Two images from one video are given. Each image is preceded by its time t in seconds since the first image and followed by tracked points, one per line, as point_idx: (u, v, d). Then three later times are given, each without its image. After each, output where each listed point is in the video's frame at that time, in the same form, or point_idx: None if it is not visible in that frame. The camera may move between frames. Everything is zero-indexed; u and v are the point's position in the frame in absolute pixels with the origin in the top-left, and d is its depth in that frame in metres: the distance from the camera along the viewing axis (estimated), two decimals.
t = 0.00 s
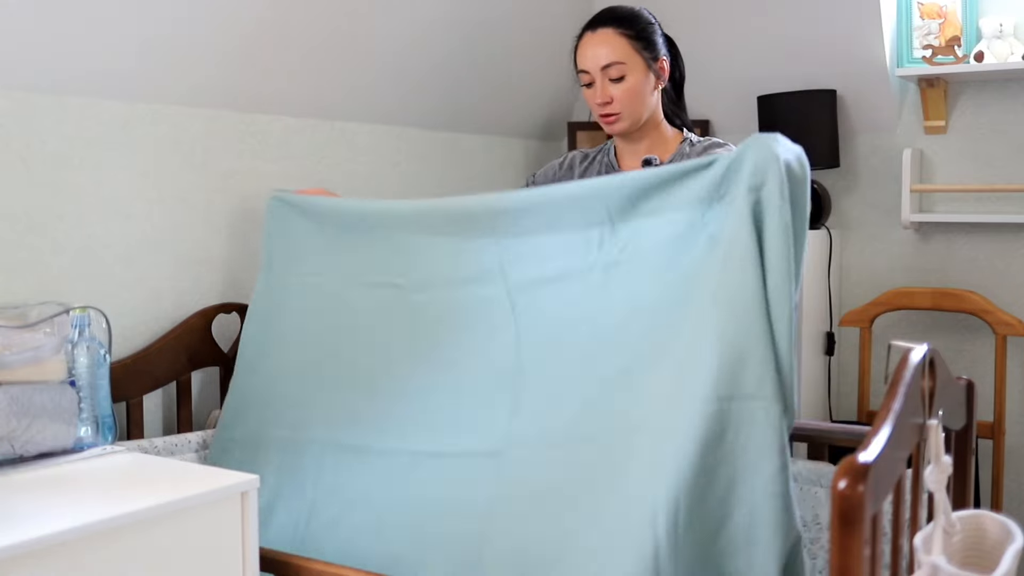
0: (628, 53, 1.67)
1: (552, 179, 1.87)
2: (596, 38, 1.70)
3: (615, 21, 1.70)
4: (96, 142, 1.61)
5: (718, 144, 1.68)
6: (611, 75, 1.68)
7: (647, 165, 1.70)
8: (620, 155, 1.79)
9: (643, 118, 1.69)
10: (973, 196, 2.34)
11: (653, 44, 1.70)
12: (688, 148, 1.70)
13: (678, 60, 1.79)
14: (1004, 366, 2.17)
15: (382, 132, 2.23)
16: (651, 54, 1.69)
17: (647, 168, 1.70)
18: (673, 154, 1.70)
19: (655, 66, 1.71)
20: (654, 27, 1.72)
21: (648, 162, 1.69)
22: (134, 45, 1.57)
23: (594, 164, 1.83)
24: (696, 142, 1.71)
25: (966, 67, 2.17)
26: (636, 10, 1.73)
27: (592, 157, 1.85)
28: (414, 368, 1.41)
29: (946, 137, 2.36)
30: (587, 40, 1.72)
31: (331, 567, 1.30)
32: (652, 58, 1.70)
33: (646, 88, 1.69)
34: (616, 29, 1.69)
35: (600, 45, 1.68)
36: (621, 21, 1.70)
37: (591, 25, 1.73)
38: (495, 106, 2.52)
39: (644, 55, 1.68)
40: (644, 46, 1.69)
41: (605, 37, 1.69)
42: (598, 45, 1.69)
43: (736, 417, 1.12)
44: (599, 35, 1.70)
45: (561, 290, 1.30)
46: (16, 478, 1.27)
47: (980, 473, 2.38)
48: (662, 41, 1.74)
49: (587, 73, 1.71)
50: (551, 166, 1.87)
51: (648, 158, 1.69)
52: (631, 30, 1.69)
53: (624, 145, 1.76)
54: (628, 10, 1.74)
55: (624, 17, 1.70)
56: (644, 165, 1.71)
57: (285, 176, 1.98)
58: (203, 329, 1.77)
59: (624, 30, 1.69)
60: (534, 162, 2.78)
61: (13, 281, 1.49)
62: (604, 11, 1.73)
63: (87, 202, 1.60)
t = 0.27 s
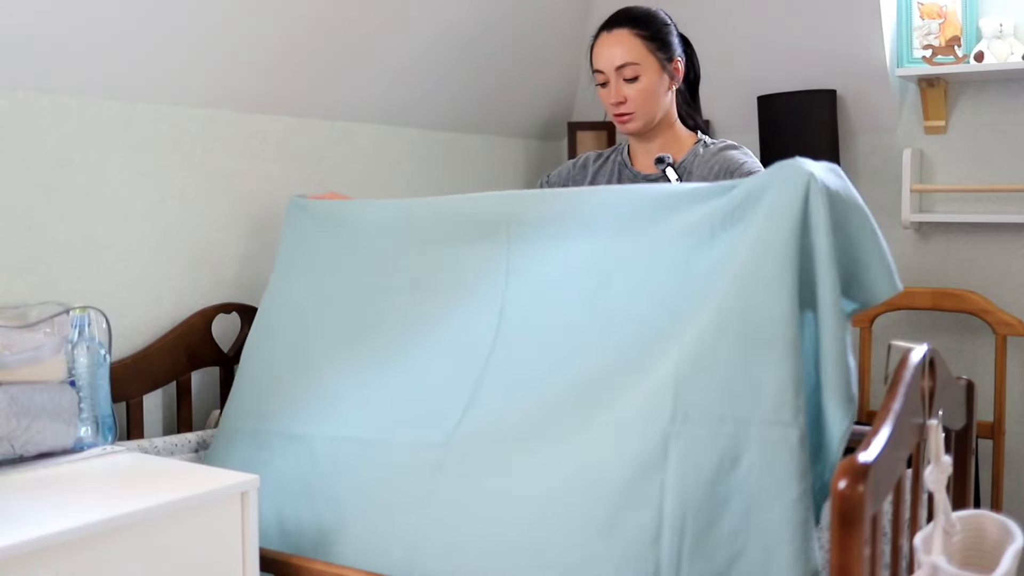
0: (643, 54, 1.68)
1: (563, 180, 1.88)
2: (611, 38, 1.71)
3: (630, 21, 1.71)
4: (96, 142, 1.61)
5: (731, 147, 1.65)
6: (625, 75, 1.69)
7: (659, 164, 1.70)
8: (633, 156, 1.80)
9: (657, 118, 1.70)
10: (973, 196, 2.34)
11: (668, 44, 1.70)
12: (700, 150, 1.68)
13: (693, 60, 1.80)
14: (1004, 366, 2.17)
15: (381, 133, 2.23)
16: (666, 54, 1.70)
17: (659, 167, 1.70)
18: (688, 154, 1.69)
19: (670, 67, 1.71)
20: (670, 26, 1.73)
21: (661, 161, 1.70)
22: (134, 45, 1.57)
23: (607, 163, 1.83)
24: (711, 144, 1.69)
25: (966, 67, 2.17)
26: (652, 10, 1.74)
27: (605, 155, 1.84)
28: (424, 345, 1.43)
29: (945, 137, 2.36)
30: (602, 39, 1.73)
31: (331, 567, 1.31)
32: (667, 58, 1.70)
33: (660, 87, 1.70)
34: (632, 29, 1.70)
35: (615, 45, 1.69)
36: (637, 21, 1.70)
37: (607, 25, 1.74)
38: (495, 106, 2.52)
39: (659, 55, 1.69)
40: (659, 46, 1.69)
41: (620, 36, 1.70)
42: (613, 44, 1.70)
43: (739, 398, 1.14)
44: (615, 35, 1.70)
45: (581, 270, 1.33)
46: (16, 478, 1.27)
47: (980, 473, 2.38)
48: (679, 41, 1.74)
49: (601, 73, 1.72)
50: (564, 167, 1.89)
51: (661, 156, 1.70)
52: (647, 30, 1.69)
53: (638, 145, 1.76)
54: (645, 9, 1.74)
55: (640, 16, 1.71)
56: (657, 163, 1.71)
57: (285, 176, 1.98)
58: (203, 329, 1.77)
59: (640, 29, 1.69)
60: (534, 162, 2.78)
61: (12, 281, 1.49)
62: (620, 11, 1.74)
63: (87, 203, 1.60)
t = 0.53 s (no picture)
0: (650, 56, 1.67)
1: (569, 181, 1.86)
2: (619, 39, 1.70)
3: (639, 23, 1.70)
4: (96, 142, 1.61)
5: (739, 152, 1.68)
6: (633, 77, 1.68)
7: (666, 166, 1.71)
8: (638, 157, 1.78)
9: (663, 120, 1.70)
10: (974, 196, 2.34)
11: (676, 47, 1.70)
12: (707, 153, 1.70)
13: (699, 60, 1.80)
14: (1004, 367, 2.17)
15: (381, 133, 2.23)
16: (673, 57, 1.69)
17: (666, 169, 1.71)
18: (694, 157, 1.71)
19: (677, 69, 1.71)
20: (678, 28, 1.72)
21: (668, 163, 1.71)
22: (134, 45, 1.57)
23: (612, 163, 1.82)
24: (716, 145, 1.72)
25: (966, 67, 2.17)
26: (661, 11, 1.73)
27: (610, 156, 1.83)
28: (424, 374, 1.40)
29: (946, 137, 2.36)
30: (609, 40, 1.71)
31: (331, 567, 1.31)
32: (674, 60, 1.70)
33: (667, 89, 1.69)
34: (640, 30, 1.69)
35: (623, 47, 1.68)
36: (645, 22, 1.69)
37: (614, 26, 1.73)
38: (495, 107, 2.52)
39: (666, 57, 1.69)
40: (666, 48, 1.69)
41: (628, 38, 1.69)
42: (621, 46, 1.69)
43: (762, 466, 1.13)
44: (623, 37, 1.70)
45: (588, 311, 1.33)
46: (16, 478, 1.27)
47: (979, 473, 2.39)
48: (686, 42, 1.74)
49: (609, 74, 1.71)
50: (568, 170, 1.88)
51: (667, 159, 1.71)
52: (655, 32, 1.69)
53: (642, 146, 1.75)
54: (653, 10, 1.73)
55: (648, 18, 1.70)
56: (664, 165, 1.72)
57: (285, 176, 1.98)
58: (203, 328, 1.77)
59: (648, 31, 1.68)
60: (534, 162, 2.78)
61: (12, 282, 1.49)
62: (629, 11, 1.73)
63: (87, 203, 1.60)
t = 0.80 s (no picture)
0: (651, 59, 1.62)
1: (567, 184, 1.83)
2: (619, 42, 1.65)
3: (639, 25, 1.65)
4: (96, 142, 1.61)
5: (738, 155, 1.65)
6: (633, 80, 1.63)
7: (664, 168, 1.67)
8: (636, 159, 1.74)
9: (662, 123, 1.65)
10: (974, 196, 2.34)
11: (676, 50, 1.65)
12: (706, 154, 1.67)
13: (698, 61, 1.75)
14: (1004, 367, 2.17)
15: (381, 133, 2.23)
16: (673, 60, 1.65)
17: (665, 172, 1.67)
18: (693, 159, 1.68)
19: (677, 72, 1.66)
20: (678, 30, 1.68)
21: (666, 166, 1.67)
22: (134, 44, 1.57)
23: (610, 164, 1.77)
24: (714, 147, 1.68)
25: (966, 67, 2.17)
26: (660, 13, 1.68)
27: (608, 157, 1.79)
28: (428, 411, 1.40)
29: (946, 137, 2.36)
30: (609, 42, 1.66)
31: (331, 566, 1.32)
32: (674, 63, 1.65)
33: (668, 93, 1.64)
34: (640, 33, 1.64)
35: (623, 50, 1.63)
36: (645, 25, 1.65)
37: (614, 28, 1.68)
38: (495, 107, 2.52)
39: (667, 60, 1.64)
40: (667, 51, 1.64)
41: (628, 41, 1.64)
42: (621, 49, 1.64)
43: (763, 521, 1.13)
44: (623, 39, 1.64)
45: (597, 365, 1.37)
46: (16, 478, 1.27)
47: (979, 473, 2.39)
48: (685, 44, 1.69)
49: (608, 76, 1.66)
50: (566, 174, 1.84)
51: (667, 161, 1.67)
52: (655, 35, 1.64)
53: (641, 149, 1.71)
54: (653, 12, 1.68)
55: (648, 21, 1.65)
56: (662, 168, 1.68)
57: (284, 176, 1.98)
58: (203, 329, 1.77)
59: (648, 34, 1.64)
60: (534, 162, 2.78)
61: (12, 282, 1.49)
62: (629, 12, 1.68)
63: (87, 202, 1.60)
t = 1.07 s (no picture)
0: (644, 60, 1.59)
1: (557, 186, 1.79)
2: (612, 42, 1.60)
3: (632, 25, 1.61)
4: (96, 142, 1.61)
5: (730, 157, 1.62)
6: (626, 81, 1.59)
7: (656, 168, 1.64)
8: (627, 159, 1.70)
9: (655, 125, 1.62)
10: (974, 196, 2.34)
11: (669, 50, 1.62)
12: (697, 155, 1.64)
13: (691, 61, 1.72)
14: (1004, 367, 2.17)
15: (381, 133, 2.23)
16: (666, 60, 1.61)
17: (657, 172, 1.64)
18: (684, 160, 1.65)
19: (670, 73, 1.62)
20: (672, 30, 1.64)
21: (658, 166, 1.64)
22: (134, 44, 1.57)
23: (601, 164, 1.73)
24: (705, 147, 1.65)
25: (966, 67, 2.17)
26: (654, 12, 1.64)
27: (598, 157, 1.75)
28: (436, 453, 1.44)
29: (946, 137, 2.36)
30: (601, 41, 1.62)
31: (331, 567, 1.34)
32: (667, 64, 1.62)
33: (661, 94, 1.61)
34: (634, 33, 1.60)
35: (616, 51, 1.59)
36: (638, 25, 1.60)
37: (607, 28, 1.63)
38: (496, 107, 2.52)
39: (661, 61, 1.60)
40: (660, 52, 1.60)
41: (622, 41, 1.60)
42: (614, 49, 1.60)
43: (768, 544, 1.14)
44: (616, 39, 1.60)
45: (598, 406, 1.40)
46: (16, 478, 1.27)
47: (980, 473, 2.38)
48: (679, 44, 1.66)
49: (600, 76, 1.62)
50: (557, 174, 1.80)
51: (658, 160, 1.64)
52: (649, 35, 1.60)
53: (632, 150, 1.68)
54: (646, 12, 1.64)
55: (642, 21, 1.61)
56: (654, 168, 1.65)
57: (284, 176, 1.98)
58: (204, 329, 1.77)
59: (642, 35, 1.60)
60: (534, 162, 2.78)
61: (12, 282, 1.49)
62: (621, 12, 1.64)
63: (88, 202, 1.60)
